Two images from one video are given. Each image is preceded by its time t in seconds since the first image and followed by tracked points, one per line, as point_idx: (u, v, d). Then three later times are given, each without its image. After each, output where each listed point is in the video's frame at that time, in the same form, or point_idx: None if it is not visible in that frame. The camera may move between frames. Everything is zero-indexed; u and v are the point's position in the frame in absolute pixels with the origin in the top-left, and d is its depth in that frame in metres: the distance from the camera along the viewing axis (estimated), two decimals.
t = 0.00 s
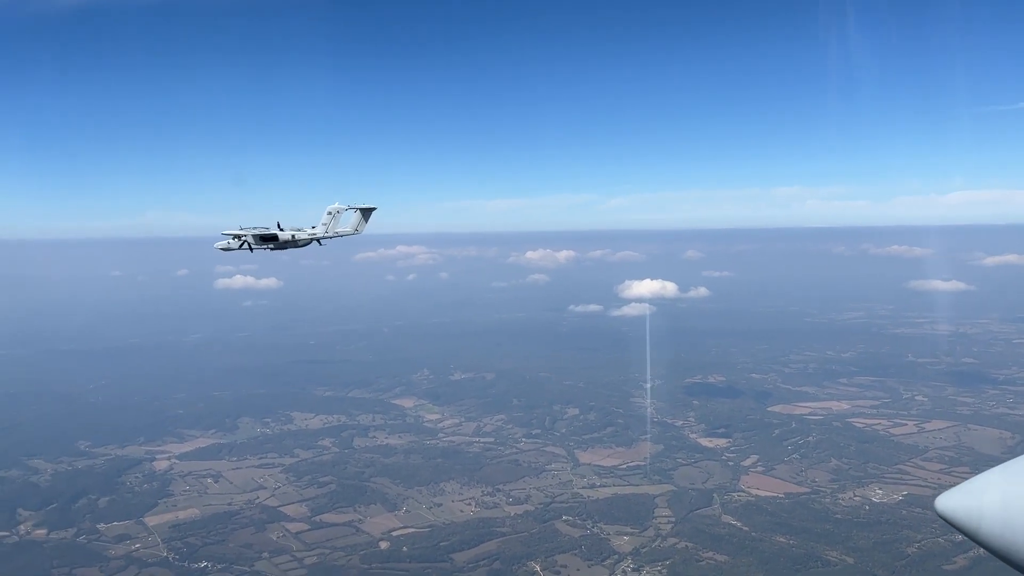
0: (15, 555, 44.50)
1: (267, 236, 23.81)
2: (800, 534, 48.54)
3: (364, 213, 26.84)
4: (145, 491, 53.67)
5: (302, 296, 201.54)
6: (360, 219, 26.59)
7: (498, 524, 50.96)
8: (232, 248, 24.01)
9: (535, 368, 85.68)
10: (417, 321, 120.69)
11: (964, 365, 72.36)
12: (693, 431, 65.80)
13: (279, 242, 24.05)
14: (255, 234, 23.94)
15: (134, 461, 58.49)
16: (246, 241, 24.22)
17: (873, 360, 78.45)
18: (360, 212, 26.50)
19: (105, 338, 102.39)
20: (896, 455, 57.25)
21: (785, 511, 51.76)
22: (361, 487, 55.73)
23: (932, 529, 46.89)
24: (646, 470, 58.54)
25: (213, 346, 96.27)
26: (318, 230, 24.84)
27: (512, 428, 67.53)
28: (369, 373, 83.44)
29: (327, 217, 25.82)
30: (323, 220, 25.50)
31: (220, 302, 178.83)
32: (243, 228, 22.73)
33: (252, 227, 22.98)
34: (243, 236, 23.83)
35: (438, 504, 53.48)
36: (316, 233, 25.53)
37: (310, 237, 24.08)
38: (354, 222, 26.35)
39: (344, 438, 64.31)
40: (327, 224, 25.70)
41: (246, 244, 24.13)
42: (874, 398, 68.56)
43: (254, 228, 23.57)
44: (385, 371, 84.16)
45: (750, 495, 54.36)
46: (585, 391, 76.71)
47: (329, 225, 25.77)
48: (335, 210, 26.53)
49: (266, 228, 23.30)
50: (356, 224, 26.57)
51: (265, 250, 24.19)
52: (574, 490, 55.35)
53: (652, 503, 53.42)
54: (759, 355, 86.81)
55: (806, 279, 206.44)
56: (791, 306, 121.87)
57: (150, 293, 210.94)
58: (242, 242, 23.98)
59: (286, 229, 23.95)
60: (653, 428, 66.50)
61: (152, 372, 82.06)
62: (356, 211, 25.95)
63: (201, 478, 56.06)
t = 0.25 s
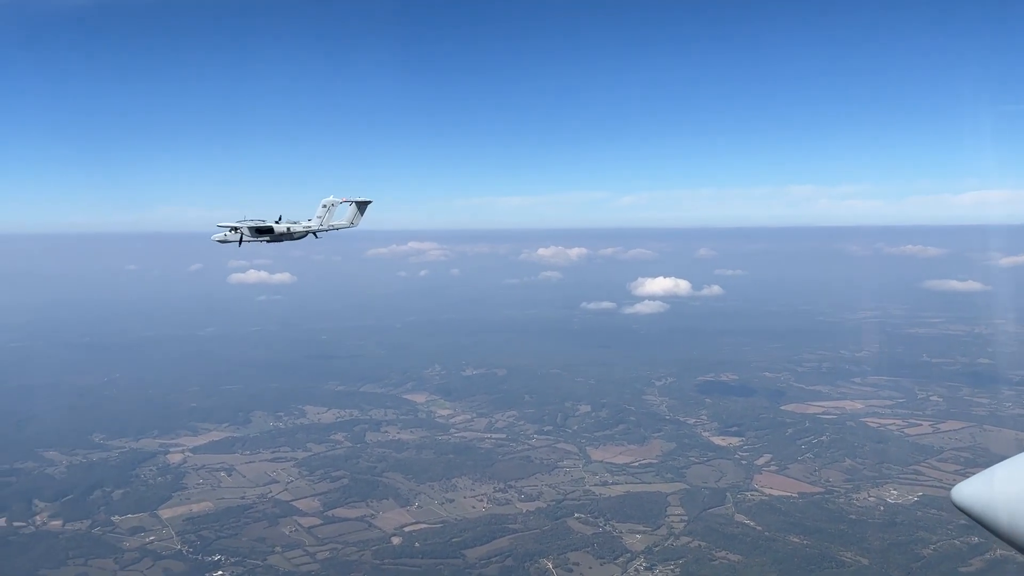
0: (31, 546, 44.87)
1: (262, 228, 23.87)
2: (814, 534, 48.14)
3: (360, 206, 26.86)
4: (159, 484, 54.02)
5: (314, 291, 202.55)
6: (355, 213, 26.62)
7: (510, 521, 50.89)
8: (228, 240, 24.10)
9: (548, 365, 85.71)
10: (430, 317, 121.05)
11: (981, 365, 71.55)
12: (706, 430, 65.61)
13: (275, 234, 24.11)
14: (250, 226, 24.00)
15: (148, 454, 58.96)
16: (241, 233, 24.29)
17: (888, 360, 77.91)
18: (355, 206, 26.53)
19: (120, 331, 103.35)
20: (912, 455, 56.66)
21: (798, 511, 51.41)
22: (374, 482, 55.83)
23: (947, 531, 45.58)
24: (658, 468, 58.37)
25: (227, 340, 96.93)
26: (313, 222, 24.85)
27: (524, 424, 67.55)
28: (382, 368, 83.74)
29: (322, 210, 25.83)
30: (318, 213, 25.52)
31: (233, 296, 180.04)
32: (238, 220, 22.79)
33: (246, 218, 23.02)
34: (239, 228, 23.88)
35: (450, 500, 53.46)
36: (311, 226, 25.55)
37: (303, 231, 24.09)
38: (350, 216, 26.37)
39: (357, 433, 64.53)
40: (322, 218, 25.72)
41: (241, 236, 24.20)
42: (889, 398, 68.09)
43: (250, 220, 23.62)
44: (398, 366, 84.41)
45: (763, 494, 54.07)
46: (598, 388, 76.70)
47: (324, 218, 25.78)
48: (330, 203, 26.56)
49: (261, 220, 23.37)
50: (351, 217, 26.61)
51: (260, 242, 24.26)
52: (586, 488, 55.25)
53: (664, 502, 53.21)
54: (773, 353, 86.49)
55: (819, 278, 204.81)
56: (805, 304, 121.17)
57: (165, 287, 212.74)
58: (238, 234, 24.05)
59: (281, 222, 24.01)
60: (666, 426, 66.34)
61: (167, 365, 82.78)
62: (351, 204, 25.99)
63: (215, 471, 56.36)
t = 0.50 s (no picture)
0: (48, 537, 45.24)
1: (255, 219, 23.52)
2: (828, 534, 47.86)
3: (354, 198, 26.37)
4: (174, 477, 54.36)
5: (326, 287, 203.56)
6: (349, 205, 26.23)
7: (523, 517, 50.98)
8: (221, 231, 23.77)
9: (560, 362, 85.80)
10: (442, 313, 121.45)
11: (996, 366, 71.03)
12: (719, 429, 65.48)
13: (267, 226, 23.71)
14: (243, 217, 23.60)
15: (163, 446, 59.40)
16: (234, 223, 23.88)
17: (902, 360, 77.60)
18: (349, 198, 26.12)
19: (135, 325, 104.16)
20: (926, 456, 56.36)
21: (812, 511, 51.18)
22: (387, 477, 56.01)
23: (962, 532, 45.22)
24: (671, 466, 58.29)
25: (240, 334, 97.52)
26: (306, 215, 24.40)
27: (536, 421, 67.64)
28: (396, 363, 84.06)
29: (315, 202, 25.33)
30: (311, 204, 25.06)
31: (246, 291, 181.16)
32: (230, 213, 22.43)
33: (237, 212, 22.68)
34: (232, 219, 23.63)
35: (463, 496, 53.56)
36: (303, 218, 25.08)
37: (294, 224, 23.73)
38: (344, 208, 25.92)
39: (370, 428, 64.81)
40: (314, 209, 25.25)
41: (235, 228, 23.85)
42: (903, 398, 67.81)
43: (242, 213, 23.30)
44: (411, 362, 84.67)
45: (777, 494, 53.88)
46: (610, 386, 76.68)
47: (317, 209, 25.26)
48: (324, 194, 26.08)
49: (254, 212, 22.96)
50: (346, 209, 26.10)
51: (252, 233, 23.86)
52: (599, 485, 55.25)
53: (678, 500, 53.08)
54: (786, 353, 86.24)
55: (832, 278, 203.19)
56: (819, 304, 120.58)
57: (178, 281, 214.69)
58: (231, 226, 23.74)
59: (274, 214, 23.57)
60: (678, 425, 66.26)
61: (182, 359, 83.39)
62: (345, 197, 25.52)
63: (229, 465, 56.66)
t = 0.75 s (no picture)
0: (61, 530, 45.45)
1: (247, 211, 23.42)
2: (840, 534, 47.59)
3: (347, 190, 26.20)
4: (186, 471, 54.53)
5: (336, 283, 204.08)
6: (343, 197, 26.18)
7: (534, 514, 50.97)
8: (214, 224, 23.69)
9: (570, 360, 85.84)
10: (452, 310, 121.62)
11: (1009, 367, 70.63)
12: (730, 427, 65.37)
13: (259, 218, 23.61)
14: (235, 210, 23.56)
15: (175, 441, 59.65)
16: (226, 216, 23.85)
17: (914, 361, 77.32)
18: (342, 190, 26.02)
19: (145, 320, 104.62)
20: (939, 456, 56.09)
21: (824, 511, 50.96)
22: (398, 473, 56.09)
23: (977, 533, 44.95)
24: (682, 465, 58.18)
25: (250, 330, 97.84)
26: (299, 207, 24.25)
27: (547, 419, 67.66)
28: (406, 360, 84.21)
29: (307, 194, 25.16)
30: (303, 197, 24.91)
31: (255, 287, 181.78)
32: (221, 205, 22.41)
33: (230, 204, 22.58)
34: (225, 211, 23.55)
35: (474, 493, 53.60)
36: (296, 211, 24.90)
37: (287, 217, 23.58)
38: (337, 201, 25.77)
39: (381, 424, 64.94)
40: (306, 202, 25.09)
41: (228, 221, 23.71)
42: (915, 398, 67.55)
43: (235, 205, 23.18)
44: (422, 359, 84.82)
45: (788, 493, 53.71)
46: (621, 384, 76.66)
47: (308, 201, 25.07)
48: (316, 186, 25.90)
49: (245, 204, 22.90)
50: (339, 202, 26.00)
51: (244, 225, 23.83)
52: (609, 483, 55.21)
53: (689, 498, 52.95)
54: (797, 352, 86.03)
55: (841, 277, 202.31)
56: (829, 303, 120.16)
57: (189, 277, 215.71)
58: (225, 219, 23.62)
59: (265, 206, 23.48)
60: (689, 423, 66.18)
61: (193, 354, 83.77)
62: (337, 189, 25.42)
63: (241, 460, 56.84)
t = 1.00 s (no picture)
0: (76, 524, 45.74)
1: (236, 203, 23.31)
2: (855, 532, 47.25)
3: (338, 181, 26.09)
4: (200, 466, 54.83)
5: (346, 279, 204.60)
6: (332, 188, 26.10)
7: (547, 511, 50.98)
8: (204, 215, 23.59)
9: (582, 356, 85.85)
10: (463, 306, 121.77)
11: None
12: (743, 425, 65.25)
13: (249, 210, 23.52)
14: (225, 201, 23.45)
15: (189, 436, 60.02)
16: (216, 207, 23.77)
17: (928, 359, 76.92)
18: (332, 181, 25.89)
19: (158, 314, 105.20)
20: (954, 455, 55.75)
21: (838, 509, 50.70)
22: (411, 469, 56.23)
23: (993, 533, 44.64)
24: (695, 462, 58.06)
25: (262, 324, 98.28)
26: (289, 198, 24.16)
27: (559, 416, 67.72)
28: (418, 355, 84.40)
29: (297, 185, 25.01)
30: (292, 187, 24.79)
31: (267, 283, 182.60)
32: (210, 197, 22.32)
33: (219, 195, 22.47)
34: (215, 202, 23.42)
35: (487, 489, 53.68)
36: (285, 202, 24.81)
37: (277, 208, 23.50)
38: (327, 191, 25.67)
39: (394, 420, 65.13)
40: (296, 192, 24.97)
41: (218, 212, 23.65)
42: (929, 397, 67.20)
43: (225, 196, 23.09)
44: (433, 354, 84.97)
45: (802, 491, 53.53)
46: (633, 381, 76.65)
47: (298, 192, 24.96)
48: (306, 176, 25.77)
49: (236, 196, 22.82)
50: (328, 193, 25.92)
51: (234, 216, 23.76)
52: (622, 480, 55.16)
53: (702, 496, 52.78)
54: (810, 349, 85.75)
55: (853, 274, 200.97)
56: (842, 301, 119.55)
57: (201, 272, 216.93)
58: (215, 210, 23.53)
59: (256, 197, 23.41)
60: (702, 420, 66.07)
61: (206, 349, 84.26)
62: (327, 180, 25.30)
63: (255, 455, 57.12)
